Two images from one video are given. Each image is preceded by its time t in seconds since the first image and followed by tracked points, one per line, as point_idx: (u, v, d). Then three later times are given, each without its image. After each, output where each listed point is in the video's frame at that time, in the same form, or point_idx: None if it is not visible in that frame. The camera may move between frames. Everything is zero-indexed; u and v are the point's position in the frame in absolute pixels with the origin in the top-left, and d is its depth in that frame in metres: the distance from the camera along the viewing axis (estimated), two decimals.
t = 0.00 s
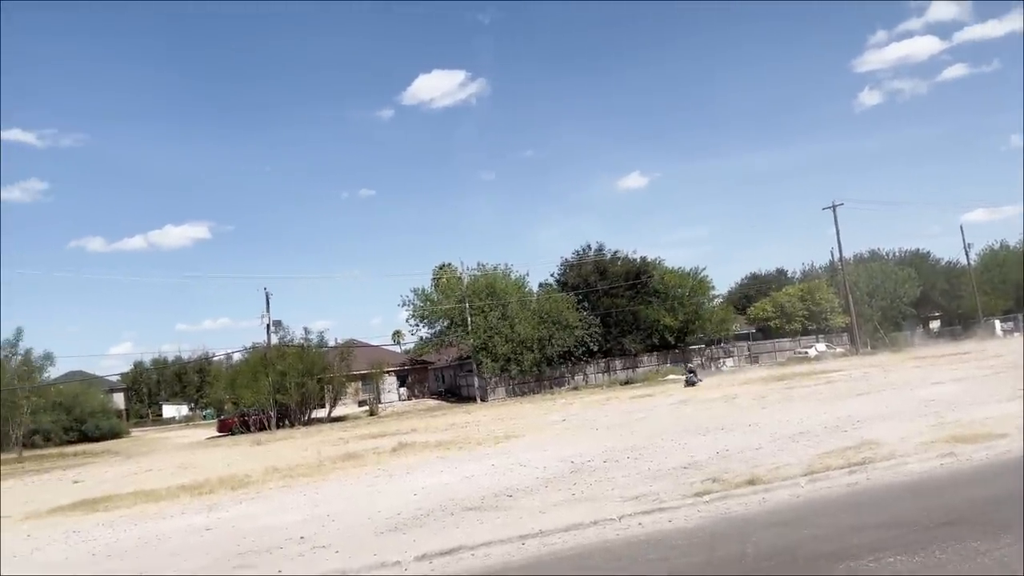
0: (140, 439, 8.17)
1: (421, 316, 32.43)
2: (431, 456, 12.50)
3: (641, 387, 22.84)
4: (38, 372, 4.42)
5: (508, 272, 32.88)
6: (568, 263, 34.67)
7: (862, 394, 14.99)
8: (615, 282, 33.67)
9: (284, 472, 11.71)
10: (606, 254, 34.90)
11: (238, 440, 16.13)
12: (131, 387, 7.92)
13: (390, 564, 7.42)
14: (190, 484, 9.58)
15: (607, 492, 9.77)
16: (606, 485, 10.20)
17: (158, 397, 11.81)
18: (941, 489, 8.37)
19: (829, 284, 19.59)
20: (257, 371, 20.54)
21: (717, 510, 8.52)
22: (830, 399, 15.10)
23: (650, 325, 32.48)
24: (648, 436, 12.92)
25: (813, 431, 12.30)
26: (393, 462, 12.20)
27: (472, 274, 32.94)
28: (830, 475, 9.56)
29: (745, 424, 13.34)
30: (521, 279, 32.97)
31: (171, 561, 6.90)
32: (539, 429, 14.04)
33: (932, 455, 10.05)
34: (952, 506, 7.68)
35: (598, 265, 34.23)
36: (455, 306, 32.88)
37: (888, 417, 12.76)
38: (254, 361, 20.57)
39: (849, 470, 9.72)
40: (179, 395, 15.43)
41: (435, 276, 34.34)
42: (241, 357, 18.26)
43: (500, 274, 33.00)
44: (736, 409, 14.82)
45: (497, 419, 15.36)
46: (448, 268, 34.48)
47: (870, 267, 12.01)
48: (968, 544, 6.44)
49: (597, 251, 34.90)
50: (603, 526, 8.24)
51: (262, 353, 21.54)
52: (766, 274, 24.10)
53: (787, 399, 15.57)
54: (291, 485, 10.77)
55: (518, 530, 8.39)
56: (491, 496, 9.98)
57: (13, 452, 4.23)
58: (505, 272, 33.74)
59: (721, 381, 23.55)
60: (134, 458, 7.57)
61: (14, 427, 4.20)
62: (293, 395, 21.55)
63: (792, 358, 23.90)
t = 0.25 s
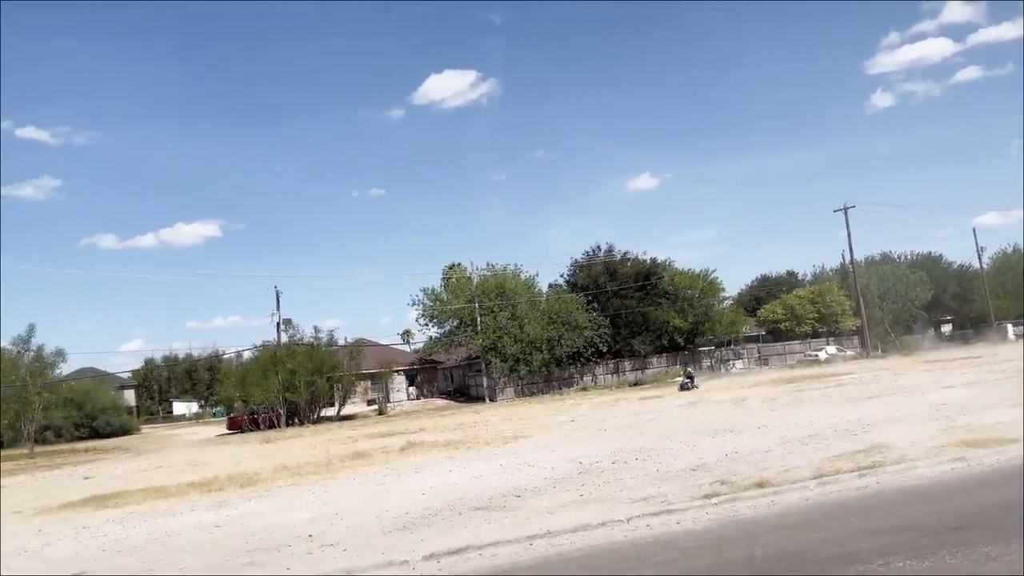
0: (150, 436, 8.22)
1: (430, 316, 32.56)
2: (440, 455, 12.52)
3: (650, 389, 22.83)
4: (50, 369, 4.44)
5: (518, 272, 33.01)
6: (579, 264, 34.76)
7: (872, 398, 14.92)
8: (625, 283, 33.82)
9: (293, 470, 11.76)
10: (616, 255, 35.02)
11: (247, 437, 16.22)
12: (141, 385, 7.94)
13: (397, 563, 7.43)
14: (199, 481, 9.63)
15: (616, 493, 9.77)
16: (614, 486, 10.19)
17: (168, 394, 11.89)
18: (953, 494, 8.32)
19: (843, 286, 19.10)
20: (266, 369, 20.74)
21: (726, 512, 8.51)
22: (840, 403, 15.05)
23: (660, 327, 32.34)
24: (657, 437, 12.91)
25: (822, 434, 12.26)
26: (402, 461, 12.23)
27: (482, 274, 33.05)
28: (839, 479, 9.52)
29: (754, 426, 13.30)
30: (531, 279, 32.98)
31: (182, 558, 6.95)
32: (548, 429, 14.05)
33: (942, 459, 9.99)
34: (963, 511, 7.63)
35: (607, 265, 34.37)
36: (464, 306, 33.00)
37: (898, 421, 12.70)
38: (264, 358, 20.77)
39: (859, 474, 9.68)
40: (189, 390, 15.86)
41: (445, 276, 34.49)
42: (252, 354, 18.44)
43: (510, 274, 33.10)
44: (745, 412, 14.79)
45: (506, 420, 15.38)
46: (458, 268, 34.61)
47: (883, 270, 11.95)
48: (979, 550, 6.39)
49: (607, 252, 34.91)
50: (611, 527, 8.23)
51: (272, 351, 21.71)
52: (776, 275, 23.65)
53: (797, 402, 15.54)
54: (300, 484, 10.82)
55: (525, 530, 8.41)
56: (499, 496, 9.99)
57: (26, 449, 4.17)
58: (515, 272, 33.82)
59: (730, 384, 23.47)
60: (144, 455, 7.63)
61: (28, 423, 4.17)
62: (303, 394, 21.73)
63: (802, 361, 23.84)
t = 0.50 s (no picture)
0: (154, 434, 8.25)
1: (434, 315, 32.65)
2: (443, 455, 12.53)
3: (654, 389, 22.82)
4: (55, 365, 4.43)
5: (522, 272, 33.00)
6: (583, 264, 34.80)
7: (878, 399, 14.89)
8: (629, 283, 34.04)
9: (296, 468, 11.79)
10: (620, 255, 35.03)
11: (251, 436, 16.27)
12: (145, 383, 7.94)
13: (401, 562, 7.43)
14: (204, 478, 9.66)
15: (619, 494, 9.76)
16: (617, 486, 10.19)
17: (173, 393, 11.95)
18: (957, 496, 8.30)
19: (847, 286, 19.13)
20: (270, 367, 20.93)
21: (729, 513, 8.50)
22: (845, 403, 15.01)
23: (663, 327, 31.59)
24: (660, 438, 12.91)
25: (827, 435, 12.24)
26: (405, 460, 12.25)
27: (486, 274, 33.09)
28: (844, 480, 9.51)
29: (758, 427, 13.27)
30: (534, 279, 32.99)
31: (186, 557, 6.97)
32: (552, 429, 14.05)
33: (947, 461, 9.96)
34: (967, 512, 7.60)
35: (612, 265, 34.45)
36: (468, 306, 33.07)
37: (903, 422, 12.66)
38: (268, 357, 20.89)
39: (863, 475, 9.66)
40: (194, 388, 16.01)
41: (450, 276, 34.53)
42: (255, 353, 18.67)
43: (514, 274, 33.10)
44: (749, 412, 14.76)
45: (509, 419, 15.39)
46: (462, 268, 34.48)
47: (887, 273, 11.95)
48: (982, 552, 6.37)
49: (612, 252, 34.76)
50: (614, 527, 8.23)
51: (276, 350, 21.83)
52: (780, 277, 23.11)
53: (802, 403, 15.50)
54: (304, 482, 10.84)
55: (529, 529, 8.41)
56: (502, 496, 9.99)
57: (31, 445, 4.16)
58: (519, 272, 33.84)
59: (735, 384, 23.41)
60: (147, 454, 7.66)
61: (33, 420, 4.17)
62: (307, 392, 21.85)
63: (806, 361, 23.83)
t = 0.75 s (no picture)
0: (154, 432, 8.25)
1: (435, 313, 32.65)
2: (444, 453, 12.54)
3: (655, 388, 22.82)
4: (57, 363, 4.37)
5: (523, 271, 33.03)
6: (584, 263, 34.78)
7: (878, 398, 14.88)
8: (630, 282, 33.96)
9: (297, 466, 11.79)
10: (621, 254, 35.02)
11: (252, 434, 16.27)
12: (146, 381, 7.94)
13: (401, 560, 7.43)
14: (205, 476, 9.67)
15: (620, 492, 9.77)
16: (618, 485, 10.19)
17: (173, 391, 11.94)
18: (958, 495, 8.29)
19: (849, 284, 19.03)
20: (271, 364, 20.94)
21: (730, 512, 8.50)
22: (846, 403, 15.00)
23: (664, 326, 32.12)
24: (661, 436, 12.91)
25: (827, 435, 12.23)
26: (406, 459, 12.26)
27: (487, 273, 33.05)
28: (844, 479, 9.51)
29: (759, 426, 13.27)
30: (535, 278, 32.91)
31: (186, 554, 6.97)
32: (552, 428, 14.05)
33: (947, 461, 9.95)
34: (968, 512, 7.60)
35: (613, 264, 34.46)
36: (469, 304, 33.08)
37: (904, 421, 12.65)
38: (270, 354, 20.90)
39: (864, 475, 9.66)
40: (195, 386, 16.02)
41: (451, 274, 34.60)
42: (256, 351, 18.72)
43: (515, 272, 33.07)
44: (750, 411, 14.76)
45: (510, 418, 15.39)
46: (465, 266, 34.64)
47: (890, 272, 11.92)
48: (983, 552, 6.36)
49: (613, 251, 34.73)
50: (615, 526, 8.23)
51: (277, 348, 21.84)
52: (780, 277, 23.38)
53: (803, 402, 15.49)
54: (304, 480, 10.85)
55: (529, 528, 8.42)
56: (503, 494, 10.00)
57: (32, 442, 4.16)
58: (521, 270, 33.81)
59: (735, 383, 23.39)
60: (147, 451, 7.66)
61: (34, 419, 4.20)
62: (308, 390, 21.87)
63: (806, 360, 23.84)
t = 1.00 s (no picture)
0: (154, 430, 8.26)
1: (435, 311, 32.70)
2: (444, 451, 12.54)
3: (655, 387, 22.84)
4: (56, 361, 4.45)
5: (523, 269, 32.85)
6: (584, 261, 34.77)
7: (878, 396, 14.88)
8: (631, 280, 33.92)
9: (297, 464, 11.80)
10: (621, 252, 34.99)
11: (252, 431, 16.28)
12: (145, 380, 7.92)
13: (402, 558, 7.44)
14: (205, 474, 9.67)
15: (620, 491, 9.77)
16: (618, 483, 10.19)
17: (173, 388, 11.95)
18: (958, 494, 8.29)
19: (849, 283, 19.01)
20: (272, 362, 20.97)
21: (730, 510, 8.51)
22: (846, 401, 15.00)
23: (664, 324, 32.28)
24: (661, 435, 12.91)
25: (828, 433, 12.23)
26: (406, 456, 12.26)
27: (487, 271, 32.98)
28: (844, 478, 9.51)
29: (759, 425, 13.28)
30: (536, 276, 32.85)
31: (186, 552, 6.97)
32: (552, 426, 14.06)
33: (947, 459, 9.96)
34: (968, 511, 7.60)
35: (613, 262, 34.44)
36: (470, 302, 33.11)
37: (904, 420, 12.64)
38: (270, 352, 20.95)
39: (863, 473, 9.67)
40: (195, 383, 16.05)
41: (452, 272, 34.73)
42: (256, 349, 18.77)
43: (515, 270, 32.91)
44: (751, 410, 14.76)
45: (510, 416, 15.39)
46: (465, 264, 34.69)
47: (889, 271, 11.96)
48: (983, 551, 6.37)
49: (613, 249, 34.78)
50: (615, 524, 8.24)
51: (277, 345, 21.88)
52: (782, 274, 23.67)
53: (803, 400, 15.50)
54: (305, 478, 10.85)
55: (529, 526, 8.42)
56: (503, 492, 10.01)
57: (33, 440, 4.20)
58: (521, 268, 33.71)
59: (735, 381, 23.42)
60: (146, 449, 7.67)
61: (34, 415, 4.17)
62: (308, 388, 21.92)
63: (807, 359, 23.87)
